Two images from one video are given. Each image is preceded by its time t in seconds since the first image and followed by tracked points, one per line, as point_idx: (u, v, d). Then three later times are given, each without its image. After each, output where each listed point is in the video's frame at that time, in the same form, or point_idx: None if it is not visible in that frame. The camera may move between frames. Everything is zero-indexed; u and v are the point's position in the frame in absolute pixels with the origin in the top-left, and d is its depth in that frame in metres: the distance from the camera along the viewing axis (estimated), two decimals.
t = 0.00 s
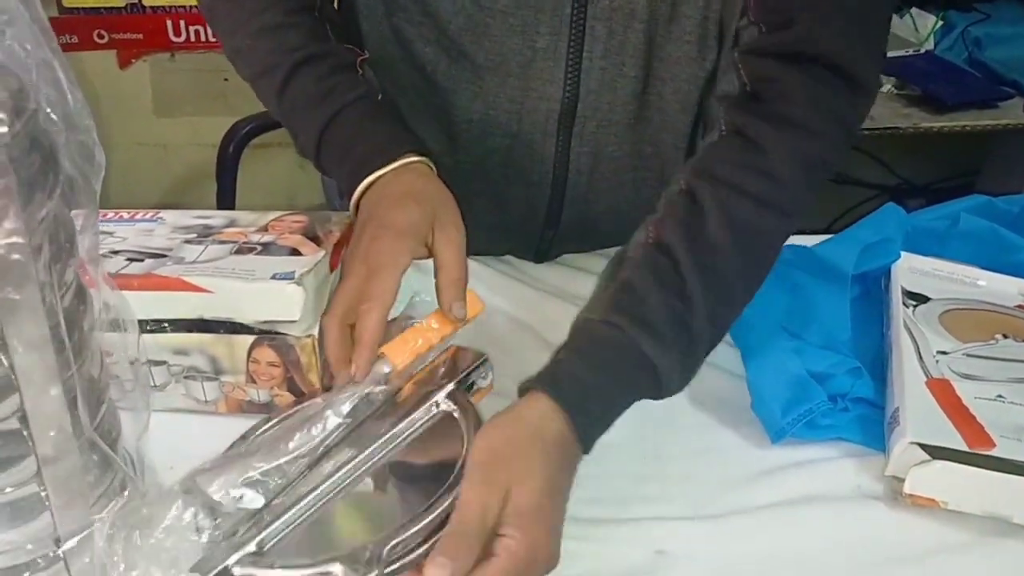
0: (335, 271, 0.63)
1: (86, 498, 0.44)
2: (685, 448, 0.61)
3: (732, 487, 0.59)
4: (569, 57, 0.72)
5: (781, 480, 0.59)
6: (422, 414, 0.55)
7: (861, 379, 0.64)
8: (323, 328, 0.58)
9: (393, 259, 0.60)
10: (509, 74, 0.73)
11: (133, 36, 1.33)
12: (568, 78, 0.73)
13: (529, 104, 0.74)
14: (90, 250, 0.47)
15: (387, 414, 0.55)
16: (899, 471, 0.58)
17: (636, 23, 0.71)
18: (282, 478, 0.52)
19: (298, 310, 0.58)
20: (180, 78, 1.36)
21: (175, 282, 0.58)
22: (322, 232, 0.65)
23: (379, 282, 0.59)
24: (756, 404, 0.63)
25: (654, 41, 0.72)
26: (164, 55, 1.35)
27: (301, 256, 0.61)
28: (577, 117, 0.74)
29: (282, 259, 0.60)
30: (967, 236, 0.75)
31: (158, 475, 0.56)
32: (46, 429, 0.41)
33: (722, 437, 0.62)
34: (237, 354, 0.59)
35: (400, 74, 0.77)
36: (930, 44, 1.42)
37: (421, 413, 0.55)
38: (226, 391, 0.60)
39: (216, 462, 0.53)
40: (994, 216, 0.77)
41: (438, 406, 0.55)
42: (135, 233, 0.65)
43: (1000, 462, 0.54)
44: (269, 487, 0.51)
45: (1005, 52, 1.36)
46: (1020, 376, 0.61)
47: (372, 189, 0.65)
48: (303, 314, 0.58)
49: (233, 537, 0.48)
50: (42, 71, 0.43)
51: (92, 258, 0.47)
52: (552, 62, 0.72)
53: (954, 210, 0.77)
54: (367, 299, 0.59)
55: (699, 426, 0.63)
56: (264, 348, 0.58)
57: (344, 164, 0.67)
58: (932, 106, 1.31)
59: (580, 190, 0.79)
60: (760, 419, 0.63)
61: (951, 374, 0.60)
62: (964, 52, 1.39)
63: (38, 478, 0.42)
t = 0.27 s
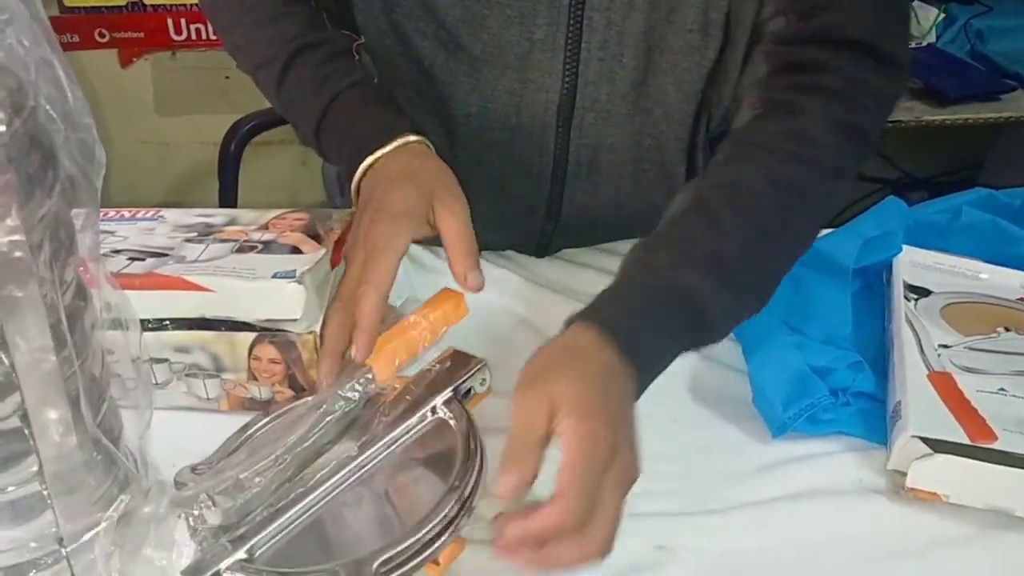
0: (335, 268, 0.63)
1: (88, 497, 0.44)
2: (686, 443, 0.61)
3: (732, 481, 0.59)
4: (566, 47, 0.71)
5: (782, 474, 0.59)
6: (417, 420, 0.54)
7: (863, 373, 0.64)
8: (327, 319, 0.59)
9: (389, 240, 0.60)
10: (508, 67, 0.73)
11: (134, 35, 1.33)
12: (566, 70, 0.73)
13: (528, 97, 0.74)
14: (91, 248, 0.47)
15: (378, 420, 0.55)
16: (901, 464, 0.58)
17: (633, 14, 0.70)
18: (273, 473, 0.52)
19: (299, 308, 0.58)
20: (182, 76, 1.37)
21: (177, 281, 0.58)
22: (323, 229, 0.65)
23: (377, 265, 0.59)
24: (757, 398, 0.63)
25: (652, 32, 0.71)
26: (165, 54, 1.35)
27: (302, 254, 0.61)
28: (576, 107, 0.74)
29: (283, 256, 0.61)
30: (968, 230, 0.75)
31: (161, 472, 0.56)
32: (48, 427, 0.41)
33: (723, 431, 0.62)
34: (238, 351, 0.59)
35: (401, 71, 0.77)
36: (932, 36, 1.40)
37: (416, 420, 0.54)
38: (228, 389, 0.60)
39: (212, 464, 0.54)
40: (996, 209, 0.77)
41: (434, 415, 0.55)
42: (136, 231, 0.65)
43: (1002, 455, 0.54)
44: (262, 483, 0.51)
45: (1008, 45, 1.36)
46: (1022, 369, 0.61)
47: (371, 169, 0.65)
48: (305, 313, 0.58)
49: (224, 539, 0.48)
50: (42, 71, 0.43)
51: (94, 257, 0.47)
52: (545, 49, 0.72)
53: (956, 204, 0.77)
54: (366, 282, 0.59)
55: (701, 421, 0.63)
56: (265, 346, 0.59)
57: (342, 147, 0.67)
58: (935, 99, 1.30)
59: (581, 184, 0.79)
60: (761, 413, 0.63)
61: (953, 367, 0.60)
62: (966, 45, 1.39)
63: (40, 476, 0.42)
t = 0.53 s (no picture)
0: (332, 276, 0.62)
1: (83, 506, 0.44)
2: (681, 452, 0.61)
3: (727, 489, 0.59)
4: (567, 38, 0.73)
5: (776, 482, 0.59)
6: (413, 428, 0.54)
7: (858, 380, 0.64)
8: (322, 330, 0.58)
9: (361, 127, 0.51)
10: (511, 60, 0.74)
11: (129, 42, 1.33)
12: (567, 61, 0.74)
13: (529, 88, 0.76)
14: (85, 257, 0.47)
15: (373, 428, 0.54)
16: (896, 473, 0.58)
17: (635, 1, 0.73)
18: (268, 481, 0.52)
19: (296, 314, 0.58)
20: (178, 83, 1.37)
21: (174, 289, 0.58)
22: (318, 237, 0.65)
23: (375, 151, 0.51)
24: (753, 406, 0.63)
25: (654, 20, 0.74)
26: (162, 61, 1.35)
27: (297, 262, 0.61)
28: (578, 95, 0.76)
29: (278, 265, 0.61)
30: (963, 237, 0.75)
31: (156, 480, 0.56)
32: (41, 437, 0.41)
33: (720, 439, 0.62)
34: (234, 360, 0.59)
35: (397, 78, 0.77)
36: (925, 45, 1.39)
37: (412, 428, 0.54)
38: (223, 397, 0.61)
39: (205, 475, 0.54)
40: (990, 216, 0.77)
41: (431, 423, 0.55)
42: (131, 239, 0.65)
43: (997, 463, 0.54)
44: (256, 493, 0.51)
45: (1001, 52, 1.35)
46: (1017, 376, 0.61)
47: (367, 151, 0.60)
48: (301, 320, 0.58)
49: (220, 548, 0.48)
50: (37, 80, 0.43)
51: (89, 265, 0.47)
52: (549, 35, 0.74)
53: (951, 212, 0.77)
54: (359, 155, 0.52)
55: (696, 429, 0.63)
56: (260, 354, 0.58)
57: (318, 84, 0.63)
58: (929, 106, 1.31)
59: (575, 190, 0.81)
60: (757, 421, 0.63)
61: (948, 375, 0.61)
62: (960, 53, 1.38)
63: (34, 486, 0.42)
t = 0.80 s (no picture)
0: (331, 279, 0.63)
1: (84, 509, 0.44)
2: (680, 455, 0.61)
3: (726, 492, 0.59)
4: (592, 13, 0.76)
5: (776, 485, 0.59)
6: (413, 431, 0.55)
7: (859, 383, 0.64)
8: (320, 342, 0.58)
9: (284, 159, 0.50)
10: (539, 43, 0.77)
11: (131, 44, 1.33)
12: (594, 37, 0.77)
13: (555, 66, 0.78)
14: (87, 259, 0.47)
15: (373, 432, 0.55)
16: (896, 476, 0.58)
17: None
18: (268, 484, 0.52)
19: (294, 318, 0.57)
20: (178, 85, 1.37)
21: (174, 291, 0.58)
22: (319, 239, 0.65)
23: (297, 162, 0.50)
24: (753, 409, 0.63)
25: None
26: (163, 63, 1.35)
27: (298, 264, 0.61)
28: (603, 69, 0.78)
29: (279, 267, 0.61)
30: (963, 240, 0.75)
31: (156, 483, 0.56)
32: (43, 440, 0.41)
33: (720, 442, 0.62)
34: (234, 362, 0.59)
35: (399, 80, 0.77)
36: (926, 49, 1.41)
37: (412, 431, 0.55)
38: (224, 399, 0.60)
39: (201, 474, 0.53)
40: (991, 220, 0.77)
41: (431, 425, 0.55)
42: (131, 242, 0.65)
43: (998, 466, 0.54)
44: (256, 496, 0.51)
45: (1001, 57, 1.36)
46: (1018, 380, 0.61)
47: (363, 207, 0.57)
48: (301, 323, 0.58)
49: (221, 552, 0.48)
50: (39, 80, 0.43)
51: (91, 267, 0.47)
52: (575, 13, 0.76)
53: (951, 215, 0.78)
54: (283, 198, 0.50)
55: (696, 432, 0.63)
56: (261, 356, 0.58)
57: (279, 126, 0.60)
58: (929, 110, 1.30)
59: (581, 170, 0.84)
60: (758, 424, 0.63)
61: (948, 378, 0.61)
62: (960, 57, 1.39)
63: (35, 488, 0.42)
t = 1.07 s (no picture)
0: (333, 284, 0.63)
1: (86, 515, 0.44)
2: (680, 460, 0.61)
3: (727, 497, 0.59)
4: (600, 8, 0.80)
5: (778, 490, 0.59)
6: (415, 436, 0.55)
7: (860, 389, 0.64)
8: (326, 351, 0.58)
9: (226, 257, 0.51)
10: (553, 45, 0.81)
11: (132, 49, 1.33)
12: (606, 34, 0.81)
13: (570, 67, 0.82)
14: (90, 263, 0.47)
15: (374, 437, 0.55)
16: (897, 482, 0.58)
17: None
18: (270, 488, 0.52)
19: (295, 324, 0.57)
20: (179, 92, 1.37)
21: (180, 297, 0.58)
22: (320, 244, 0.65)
23: (204, 219, 0.49)
24: (754, 414, 0.63)
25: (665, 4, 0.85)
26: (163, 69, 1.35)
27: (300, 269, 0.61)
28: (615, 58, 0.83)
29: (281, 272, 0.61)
30: (964, 245, 0.76)
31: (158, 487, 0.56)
32: (45, 445, 0.41)
33: (721, 447, 0.62)
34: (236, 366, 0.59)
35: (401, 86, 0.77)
36: (926, 54, 1.41)
37: (414, 435, 0.55)
38: (225, 404, 0.60)
39: (207, 478, 0.54)
40: (991, 225, 0.77)
41: (435, 429, 0.55)
42: (133, 246, 0.66)
43: (1000, 472, 0.54)
44: (258, 501, 0.51)
45: (1001, 61, 1.37)
46: (1018, 386, 0.61)
47: (317, 274, 0.53)
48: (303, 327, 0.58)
49: (222, 556, 0.48)
50: (42, 86, 0.43)
51: (93, 272, 0.47)
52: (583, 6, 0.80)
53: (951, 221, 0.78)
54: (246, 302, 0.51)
55: (697, 438, 0.63)
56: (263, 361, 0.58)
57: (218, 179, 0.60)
58: (929, 115, 1.30)
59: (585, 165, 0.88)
60: (758, 429, 0.63)
61: (949, 384, 0.61)
62: (960, 62, 1.40)
63: (37, 493, 0.42)
